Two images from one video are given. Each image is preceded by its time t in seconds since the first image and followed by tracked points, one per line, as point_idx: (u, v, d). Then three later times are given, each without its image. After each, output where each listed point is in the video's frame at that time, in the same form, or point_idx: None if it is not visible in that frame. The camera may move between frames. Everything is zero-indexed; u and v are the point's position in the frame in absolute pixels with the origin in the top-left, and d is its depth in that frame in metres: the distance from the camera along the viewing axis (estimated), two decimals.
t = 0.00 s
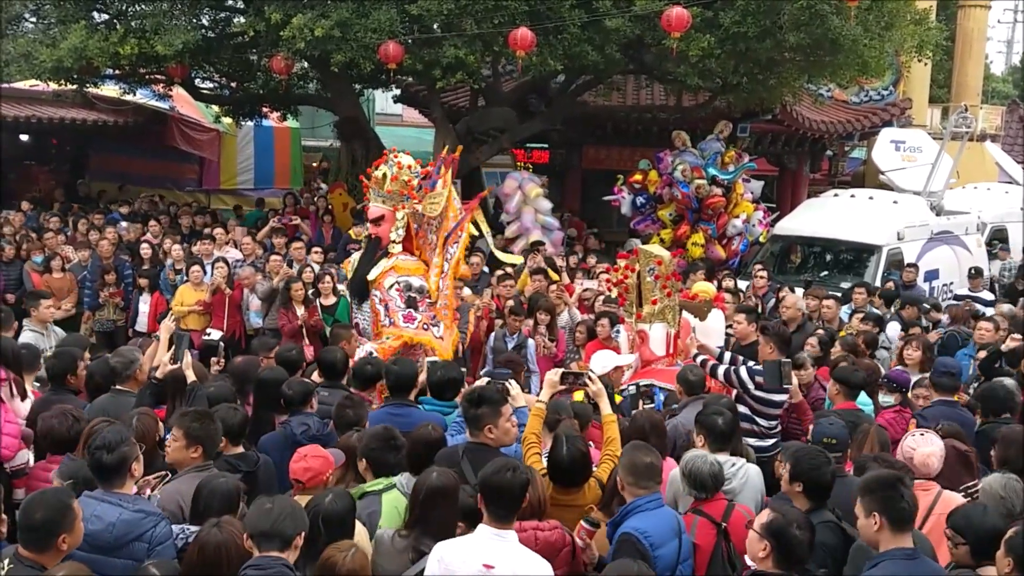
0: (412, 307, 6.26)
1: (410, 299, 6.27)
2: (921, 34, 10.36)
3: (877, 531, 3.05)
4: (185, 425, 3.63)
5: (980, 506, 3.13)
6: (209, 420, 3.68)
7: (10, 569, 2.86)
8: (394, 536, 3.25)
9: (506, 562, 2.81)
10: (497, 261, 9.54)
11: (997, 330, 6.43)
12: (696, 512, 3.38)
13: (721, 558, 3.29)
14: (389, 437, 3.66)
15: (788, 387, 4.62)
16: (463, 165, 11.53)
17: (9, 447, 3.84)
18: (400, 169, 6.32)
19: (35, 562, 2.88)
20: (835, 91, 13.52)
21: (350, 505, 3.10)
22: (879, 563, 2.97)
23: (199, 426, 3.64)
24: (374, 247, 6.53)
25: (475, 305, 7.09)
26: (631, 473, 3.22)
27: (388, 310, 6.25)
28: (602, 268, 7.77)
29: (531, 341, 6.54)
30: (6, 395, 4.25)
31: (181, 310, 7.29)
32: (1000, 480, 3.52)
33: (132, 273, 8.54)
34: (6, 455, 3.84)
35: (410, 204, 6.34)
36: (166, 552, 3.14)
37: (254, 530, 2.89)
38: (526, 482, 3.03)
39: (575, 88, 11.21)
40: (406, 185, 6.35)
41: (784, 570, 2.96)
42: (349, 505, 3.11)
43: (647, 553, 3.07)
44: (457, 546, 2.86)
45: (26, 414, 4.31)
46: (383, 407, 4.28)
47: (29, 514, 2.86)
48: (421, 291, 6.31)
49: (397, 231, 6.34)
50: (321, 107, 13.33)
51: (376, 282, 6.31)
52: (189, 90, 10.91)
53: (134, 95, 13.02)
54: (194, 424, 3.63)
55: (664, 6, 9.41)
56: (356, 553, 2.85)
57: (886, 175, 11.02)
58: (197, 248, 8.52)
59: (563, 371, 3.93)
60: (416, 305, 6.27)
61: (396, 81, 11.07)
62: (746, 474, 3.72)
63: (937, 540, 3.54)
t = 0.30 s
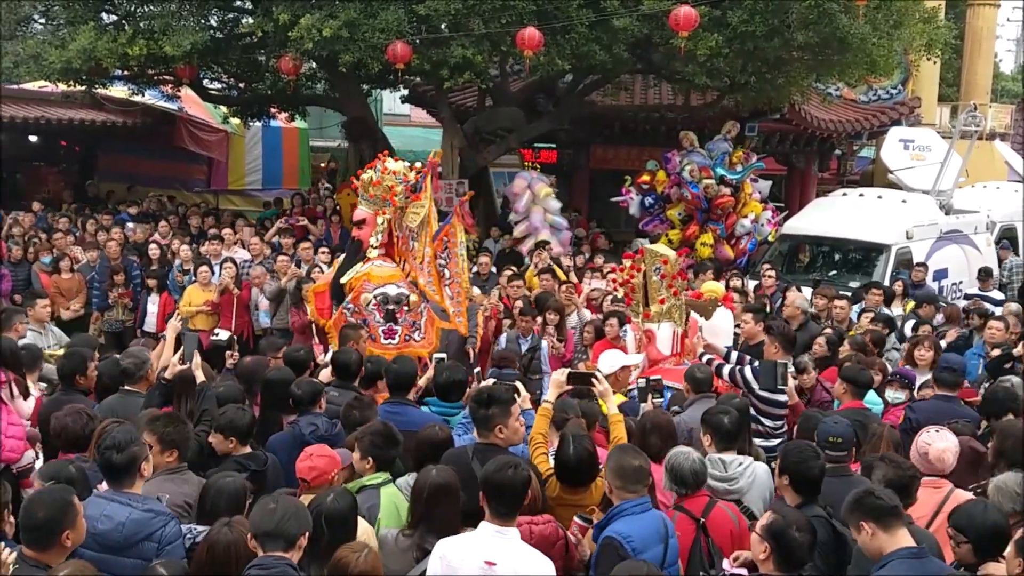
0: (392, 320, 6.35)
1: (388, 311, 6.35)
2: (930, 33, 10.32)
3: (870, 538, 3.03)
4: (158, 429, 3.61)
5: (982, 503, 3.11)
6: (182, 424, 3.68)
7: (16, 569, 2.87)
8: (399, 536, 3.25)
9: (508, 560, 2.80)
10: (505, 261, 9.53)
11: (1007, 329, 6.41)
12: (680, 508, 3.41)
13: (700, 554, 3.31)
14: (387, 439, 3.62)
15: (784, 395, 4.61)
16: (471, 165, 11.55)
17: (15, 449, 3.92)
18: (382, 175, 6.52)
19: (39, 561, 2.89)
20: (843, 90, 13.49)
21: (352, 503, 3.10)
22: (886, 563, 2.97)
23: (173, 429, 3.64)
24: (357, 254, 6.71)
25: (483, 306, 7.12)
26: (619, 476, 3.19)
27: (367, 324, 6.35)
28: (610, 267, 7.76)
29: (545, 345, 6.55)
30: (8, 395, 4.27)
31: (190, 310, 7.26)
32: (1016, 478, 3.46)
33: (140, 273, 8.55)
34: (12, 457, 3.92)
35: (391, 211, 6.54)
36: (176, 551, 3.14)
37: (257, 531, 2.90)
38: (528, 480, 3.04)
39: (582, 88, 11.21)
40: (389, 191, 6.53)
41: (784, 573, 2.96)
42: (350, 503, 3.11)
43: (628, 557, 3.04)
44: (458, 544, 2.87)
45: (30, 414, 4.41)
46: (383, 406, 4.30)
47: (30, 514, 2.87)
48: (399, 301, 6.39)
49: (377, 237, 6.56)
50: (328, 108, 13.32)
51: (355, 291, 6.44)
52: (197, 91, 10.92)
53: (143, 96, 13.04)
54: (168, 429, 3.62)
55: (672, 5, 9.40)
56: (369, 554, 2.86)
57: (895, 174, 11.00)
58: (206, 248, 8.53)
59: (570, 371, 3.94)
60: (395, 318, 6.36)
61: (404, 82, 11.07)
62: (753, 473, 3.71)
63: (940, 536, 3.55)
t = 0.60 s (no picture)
0: (371, 316, 6.37)
1: (367, 307, 6.37)
2: (944, 31, 10.28)
3: (879, 538, 3.03)
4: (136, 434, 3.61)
5: (998, 505, 3.09)
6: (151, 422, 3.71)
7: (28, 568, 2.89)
8: (411, 536, 3.25)
9: (513, 559, 2.80)
10: (518, 261, 9.53)
11: None
12: (688, 502, 3.44)
13: (705, 550, 3.34)
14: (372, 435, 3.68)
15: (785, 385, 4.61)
16: (484, 165, 11.57)
17: (25, 448, 4.02)
18: (359, 170, 6.41)
19: (50, 559, 2.91)
20: (858, 88, 13.45)
21: (357, 501, 3.17)
22: (894, 561, 2.96)
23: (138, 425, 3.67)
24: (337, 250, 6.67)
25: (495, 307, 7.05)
26: (607, 476, 3.17)
27: (347, 320, 6.39)
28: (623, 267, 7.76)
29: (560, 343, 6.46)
30: (12, 396, 4.21)
31: (204, 310, 7.27)
32: None
33: (155, 273, 8.60)
34: (22, 456, 4.02)
35: (367, 206, 6.45)
36: (192, 550, 3.16)
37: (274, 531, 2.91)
38: (530, 476, 3.03)
39: (596, 88, 11.21)
40: (365, 186, 6.43)
41: None
42: (356, 501, 3.17)
43: (613, 556, 3.01)
44: (464, 544, 2.86)
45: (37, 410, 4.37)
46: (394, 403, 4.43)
47: (35, 512, 2.89)
48: (377, 296, 6.41)
49: (355, 233, 6.49)
50: (341, 108, 13.34)
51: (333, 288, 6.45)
52: (211, 91, 10.95)
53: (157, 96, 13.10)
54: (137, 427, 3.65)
55: (685, 5, 9.39)
56: (381, 553, 2.86)
57: (909, 173, 10.96)
58: (220, 249, 8.56)
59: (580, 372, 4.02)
60: (374, 313, 6.38)
61: (418, 82, 11.09)
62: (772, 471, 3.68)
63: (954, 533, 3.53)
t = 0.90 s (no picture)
0: (349, 317, 6.44)
1: (345, 308, 6.45)
2: (962, 31, 10.25)
3: (895, 540, 3.01)
4: (125, 429, 3.65)
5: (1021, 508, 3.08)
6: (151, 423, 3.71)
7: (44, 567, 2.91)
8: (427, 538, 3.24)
9: (528, 560, 2.80)
10: (533, 262, 9.55)
11: None
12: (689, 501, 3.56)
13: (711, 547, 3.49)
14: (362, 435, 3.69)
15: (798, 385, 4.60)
16: (500, 166, 11.59)
17: (41, 448, 4.01)
18: (339, 171, 6.52)
19: (65, 559, 2.94)
20: (875, 89, 13.41)
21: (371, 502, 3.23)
22: (911, 564, 2.97)
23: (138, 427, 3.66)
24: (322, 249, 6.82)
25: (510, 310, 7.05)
26: (609, 469, 3.15)
27: (324, 320, 6.45)
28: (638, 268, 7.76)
29: (579, 344, 6.45)
30: (26, 397, 4.22)
31: (223, 311, 7.39)
32: None
33: (173, 274, 8.64)
34: (38, 456, 4.01)
35: (350, 207, 6.56)
36: (211, 550, 3.17)
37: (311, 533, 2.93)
38: (542, 477, 3.03)
39: (611, 89, 11.21)
40: (347, 186, 6.54)
41: None
42: (368, 502, 3.23)
43: (615, 546, 3.00)
44: (479, 545, 2.87)
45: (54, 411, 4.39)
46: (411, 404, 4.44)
47: (48, 512, 2.92)
48: (357, 298, 6.50)
49: (337, 235, 6.61)
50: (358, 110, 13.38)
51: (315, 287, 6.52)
52: (229, 93, 11.01)
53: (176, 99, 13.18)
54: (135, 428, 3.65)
55: (702, 5, 9.38)
56: (388, 551, 2.88)
57: (927, 174, 10.91)
58: (237, 250, 8.61)
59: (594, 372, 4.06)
60: (352, 314, 6.45)
61: (434, 84, 11.11)
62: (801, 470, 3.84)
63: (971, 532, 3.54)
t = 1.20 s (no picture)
0: (328, 314, 6.29)
1: (325, 304, 6.29)
2: (984, 33, 10.20)
3: (917, 544, 2.99)
4: (115, 432, 3.55)
5: None
6: (142, 428, 3.60)
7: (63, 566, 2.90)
8: (446, 540, 3.24)
9: (555, 562, 2.80)
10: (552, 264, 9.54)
11: None
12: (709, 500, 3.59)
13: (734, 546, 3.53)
14: (355, 432, 3.70)
15: (816, 390, 4.72)
16: (519, 168, 11.60)
17: (60, 448, 4.08)
18: (318, 166, 6.47)
19: (84, 558, 2.94)
20: (896, 91, 13.34)
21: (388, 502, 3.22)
22: (933, 568, 2.92)
23: (130, 433, 3.55)
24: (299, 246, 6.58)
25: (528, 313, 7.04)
26: (613, 467, 3.14)
27: (304, 316, 6.30)
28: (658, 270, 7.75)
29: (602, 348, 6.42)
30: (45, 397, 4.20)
31: (243, 313, 7.40)
32: None
33: (194, 276, 8.68)
34: (57, 456, 4.09)
35: (329, 202, 6.46)
36: (231, 550, 3.20)
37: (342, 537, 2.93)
38: (570, 480, 3.03)
39: (631, 91, 11.20)
40: (325, 182, 6.48)
41: None
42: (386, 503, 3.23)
43: (617, 545, 3.01)
44: (506, 546, 2.87)
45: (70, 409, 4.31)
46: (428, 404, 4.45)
47: (65, 511, 2.91)
48: (337, 294, 6.33)
49: (317, 230, 6.48)
50: (379, 112, 13.40)
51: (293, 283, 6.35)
52: (249, 96, 11.05)
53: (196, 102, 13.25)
54: (126, 433, 3.54)
55: (722, 7, 9.37)
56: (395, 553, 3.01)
57: (948, 176, 10.85)
58: (257, 252, 8.64)
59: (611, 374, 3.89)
60: (332, 310, 6.30)
61: (453, 86, 11.13)
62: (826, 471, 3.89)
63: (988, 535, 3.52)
